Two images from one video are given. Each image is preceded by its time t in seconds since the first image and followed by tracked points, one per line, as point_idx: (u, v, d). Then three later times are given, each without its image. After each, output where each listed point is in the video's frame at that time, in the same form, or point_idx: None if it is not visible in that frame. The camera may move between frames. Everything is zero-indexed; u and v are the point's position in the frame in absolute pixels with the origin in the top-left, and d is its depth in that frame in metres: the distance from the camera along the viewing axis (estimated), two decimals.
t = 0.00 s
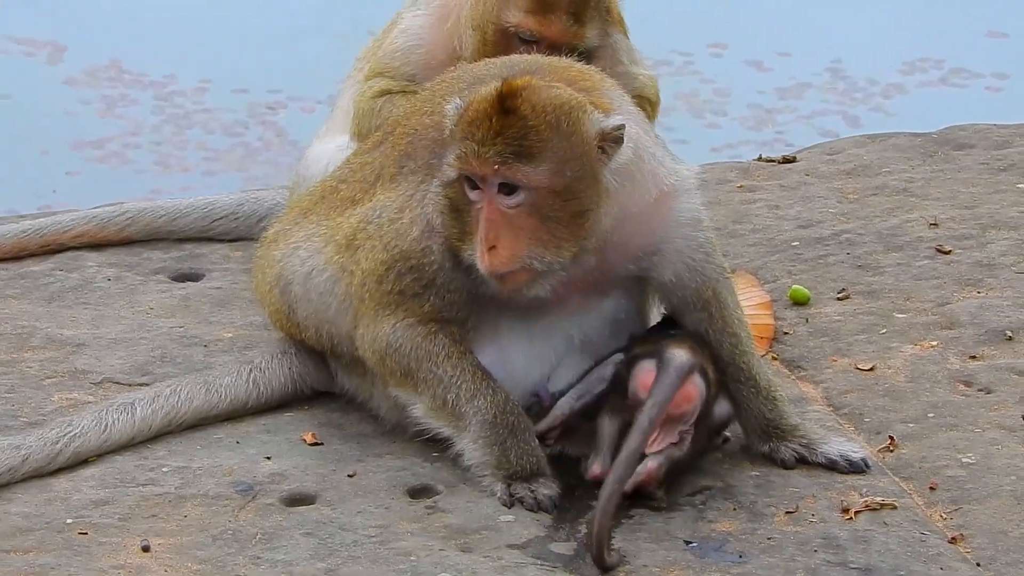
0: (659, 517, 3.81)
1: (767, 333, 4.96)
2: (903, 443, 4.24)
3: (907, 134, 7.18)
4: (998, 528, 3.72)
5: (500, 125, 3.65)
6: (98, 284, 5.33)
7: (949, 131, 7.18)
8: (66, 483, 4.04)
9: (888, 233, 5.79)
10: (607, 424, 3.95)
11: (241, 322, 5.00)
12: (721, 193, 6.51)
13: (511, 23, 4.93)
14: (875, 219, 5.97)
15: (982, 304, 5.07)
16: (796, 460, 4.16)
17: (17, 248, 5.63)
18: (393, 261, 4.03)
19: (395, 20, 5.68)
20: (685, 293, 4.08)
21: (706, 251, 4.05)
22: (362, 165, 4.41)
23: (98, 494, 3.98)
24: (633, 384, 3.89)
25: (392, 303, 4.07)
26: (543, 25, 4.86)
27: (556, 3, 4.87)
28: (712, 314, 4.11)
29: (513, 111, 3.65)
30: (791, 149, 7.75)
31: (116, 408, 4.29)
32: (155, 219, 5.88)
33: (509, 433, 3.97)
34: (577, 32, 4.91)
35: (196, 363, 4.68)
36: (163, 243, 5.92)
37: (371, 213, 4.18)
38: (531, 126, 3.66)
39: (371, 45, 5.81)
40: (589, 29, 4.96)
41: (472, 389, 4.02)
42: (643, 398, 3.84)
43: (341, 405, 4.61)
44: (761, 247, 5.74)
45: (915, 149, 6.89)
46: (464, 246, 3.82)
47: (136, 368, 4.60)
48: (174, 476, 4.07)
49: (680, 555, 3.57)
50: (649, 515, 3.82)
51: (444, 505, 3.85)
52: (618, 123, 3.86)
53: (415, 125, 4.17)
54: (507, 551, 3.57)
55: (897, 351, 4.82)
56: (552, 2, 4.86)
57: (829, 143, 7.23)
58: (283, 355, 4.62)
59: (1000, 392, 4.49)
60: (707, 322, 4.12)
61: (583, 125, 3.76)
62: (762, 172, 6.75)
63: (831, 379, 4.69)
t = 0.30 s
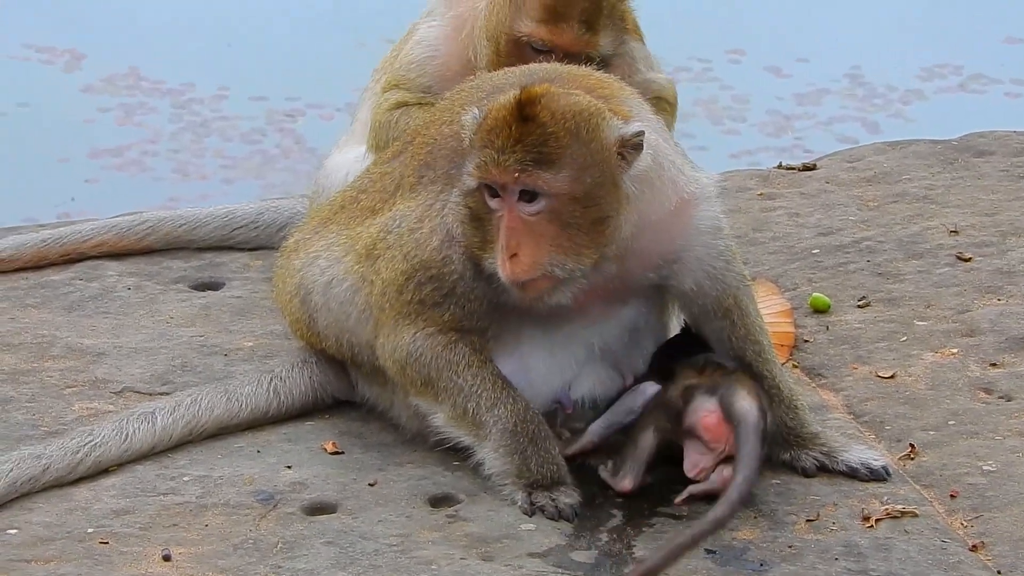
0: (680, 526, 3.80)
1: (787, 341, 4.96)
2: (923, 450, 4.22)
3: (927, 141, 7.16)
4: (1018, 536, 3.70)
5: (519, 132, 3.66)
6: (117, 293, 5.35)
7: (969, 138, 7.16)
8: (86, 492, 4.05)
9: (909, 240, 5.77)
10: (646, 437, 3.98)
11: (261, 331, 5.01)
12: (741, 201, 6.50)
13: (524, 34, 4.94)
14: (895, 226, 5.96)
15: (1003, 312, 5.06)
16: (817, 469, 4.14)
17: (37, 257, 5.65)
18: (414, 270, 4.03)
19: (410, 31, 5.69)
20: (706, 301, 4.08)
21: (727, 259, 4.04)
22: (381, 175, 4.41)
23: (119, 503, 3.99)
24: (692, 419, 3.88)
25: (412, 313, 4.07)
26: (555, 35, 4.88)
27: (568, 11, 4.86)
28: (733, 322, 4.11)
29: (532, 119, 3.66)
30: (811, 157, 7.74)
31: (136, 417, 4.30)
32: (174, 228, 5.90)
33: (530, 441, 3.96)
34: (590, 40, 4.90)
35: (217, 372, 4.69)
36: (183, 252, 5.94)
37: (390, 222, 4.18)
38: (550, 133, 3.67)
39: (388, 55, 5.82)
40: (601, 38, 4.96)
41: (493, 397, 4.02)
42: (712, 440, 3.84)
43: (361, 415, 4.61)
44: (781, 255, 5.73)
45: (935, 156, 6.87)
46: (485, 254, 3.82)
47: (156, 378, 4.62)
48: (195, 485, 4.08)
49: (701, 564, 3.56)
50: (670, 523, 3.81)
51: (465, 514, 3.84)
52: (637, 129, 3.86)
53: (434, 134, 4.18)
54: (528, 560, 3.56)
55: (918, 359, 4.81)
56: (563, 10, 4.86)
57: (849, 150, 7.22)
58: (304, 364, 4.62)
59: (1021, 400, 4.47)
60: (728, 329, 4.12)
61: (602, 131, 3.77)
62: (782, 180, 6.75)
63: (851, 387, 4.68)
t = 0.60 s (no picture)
0: (691, 526, 3.80)
1: (800, 342, 4.96)
2: (935, 450, 4.22)
3: (939, 144, 7.16)
4: None
5: (533, 133, 3.66)
6: (129, 297, 5.37)
7: (981, 140, 7.16)
8: (99, 495, 4.06)
9: (921, 242, 5.78)
10: (649, 432, 3.98)
11: (274, 334, 5.03)
12: (753, 203, 6.51)
13: (537, 35, 4.95)
14: (906, 228, 5.96)
15: (1014, 313, 5.06)
16: (828, 469, 4.14)
17: (49, 261, 5.68)
18: (426, 273, 4.04)
19: (425, 33, 5.70)
20: (719, 302, 4.09)
21: (739, 260, 4.06)
22: (394, 178, 4.42)
23: (132, 505, 4.00)
24: (683, 399, 3.91)
25: (424, 315, 4.08)
26: (568, 35, 4.89)
27: (581, 12, 4.88)
28: (745, 323, 4.12)
29: (546, 119, 3.67)
30: (823, 159, 7.74)
31: (148, 420, 4.32)
32: (186, 231, 5.92)
33: (542, 443, 3.97)
34: (602, 41, 4.92)
35: (229, 375, 4.70)
36: (195, 255, 5.96)
37: (403, 225, 4.19)
38: (564, 134, 3.67)
39: (401, 58, 5.83)
40: (614, 40, 4.98)
41: (505, 399, 4.02)
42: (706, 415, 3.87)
43: (374, 417, 4.62)
44: (793, 257, 5.73)
45: (946, 158, 6.87)
46: (499, 256, 3.83)
47: (168, 381, 4.63)
48: (208, 487, 4.09)
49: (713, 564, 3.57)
50: (681, 524, 3.81)
51: (477, 516, 3.85)
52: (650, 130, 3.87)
53: (447, 137, 4.19)
54: (541, 561, 3.57)
55: (929, 360, 4.81)
56: (576, 11, 4.88)
57: (861, 152, 7.22)
58: (316, 367, 4.64)
59: None
60: (742, 331, 4.13)
61: (615, 132, 3.77)
62: (793, 182, 6.75)
63: (863, 388, 4.68)
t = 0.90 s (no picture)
0: (682, 526, 3.80)
1: (791, 341, 4.97)
2: (924, 450, 4.23)
3: (929, 143, 7.19)
4: (1018, 533, 3.71)
5: (522, 131, 3.66)
6: (119, 297, 5.36)
7: (971, 139, 7.18)
8: (89, 495, 4.06)
9: (911, 241, 5.79)
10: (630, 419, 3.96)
11: (265, 333, 5.03)
12: (744, 203, 6.52)
13: (529, 34, 4.95)
14: (896, 228, 5.98)
15: (1004, 312, 5.07)
16: (819, 468, 4.14)
17: (38, 260, 5.67)
18: (417, 273, 4.04)
19: (417, 32, 5.70)
20: (712, 300, 4.08)
21: (730, 260, 4.08)
22: (384, 178, 4.42)
23: (122, 505, 4.00)
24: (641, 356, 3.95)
25: (415, 315, 4.08)
26: (559, 33, 4.90)
27: (572, 11, 4.90)
28: (739, 321, 4.11)
29: (535, 118, 3.67)
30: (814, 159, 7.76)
31: (138, 421, 4.31)
32: (177, 231, 5.91)
33: (533, 443, 3.97)
34: (593, 40, 4.93)
35: (220, 375, 4.70)
36: (185, 255, 5.96)
37: (394, 224, 4.19)
38: (553, 131, 3.68)
39: (393, 58, 5.83)
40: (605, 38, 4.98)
41: (496, 399, 4.02)
42: (652, 367, 3.89)
43: (365, 416, 4.62)
44: (784, 257, 5.74)
45: (937, 158, 6.90)
46: (490, 254, 3.84)
47: (159, 381, 4.63)
48: (198, 487, 4.09)
49: (703, 564, 3.57)
50: (672, 523, 3.82)
51: (468, 515, 3.85)
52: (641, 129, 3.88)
53: (437, 137, 4.19)
54: (531, 560, 3.57)
55: (918, 359, 4.82)
56: (568, 9, 4.90)
57: (851, 152, 7.24)
58: (307, 366, 4.64)
59: (1022, 399, 4.48)
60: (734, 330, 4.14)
61: (605, 129, 3.78)
62: (784, 182, 6.76)
63: (853, 387, 4.69)
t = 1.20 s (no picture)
0: (650, 526, 3.80)
1: (760, 342, 4.97)
2: (892, 450, 4.25)
3: (898, 144, 7.23)
4: (984, 534, 3.73)
5: (496, 115, 3.69)
6: (88, 295, 5.34)
7: (939, 141, 7.23)
8: (56, 493, 4.03)
9: (879, 242, 5.83)
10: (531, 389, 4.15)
11: (233, 332, 5.02)
12: (713, 204, 6.54)
13: (496, 32, 4.94)
14: (865, 229, 6.01)
15: (972, 312, 5.10)
16: (787, 469, 4.16)
17: (7, 258, 5.64)
18: (385, 270, 4.04)
19: (385, 31, 5.69)
20: (684, 295, 4.06)
21: (702, 253, 4.04)
22: (351, 176, 4.42)
23: (90, 503, 3.97)
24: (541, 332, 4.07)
25: (385, 313, 4.07)
26: (525, 32, 4.91)
27: (540, 10, 4.90)
28: (710, 316, 4.08)
29: (508, 103, 3.70)
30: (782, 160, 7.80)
31: (106, 418, 4.29)
32: (147, 229, 5.89)
33: (501, 441, 3.97)
34: (560, 40, 4.95)
35: (188, 373, 4.69)
36: (155, 253, 5.94)
37: (362, 223, 4.19)
38: (527, 116, 3.71)
39: (360, 57, 5.83)
40: (572, 38, 5.01)
41: (465, 397, 4.02)
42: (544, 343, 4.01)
43: (333, 416, 4.61)
44: (753, 257, 5.76)
45: (905, 159, 6.95)
46: (460, 244, 3.85)
47: (127, 379, 4.61)
48: (166, 486, 4.07)
49: (671, 563, 3.57)
50: (640, 522, 3.82)
51: (436, 514, 3.85)
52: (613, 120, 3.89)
53: (404, 135, 4.19)
54: (499, 560, 3.57)
55: (886, 360, 4.84)
56: (535, 8, 4.90)
57: (820, 153, 7.27)
58: (275, 366, 4.64)
59: (989, 400, 4.50)
60: (705, 325, 4.10)
61: (578, 117, 3.82)
62: (753, 182, 6.78)
63: (821, 388, 4.70)
